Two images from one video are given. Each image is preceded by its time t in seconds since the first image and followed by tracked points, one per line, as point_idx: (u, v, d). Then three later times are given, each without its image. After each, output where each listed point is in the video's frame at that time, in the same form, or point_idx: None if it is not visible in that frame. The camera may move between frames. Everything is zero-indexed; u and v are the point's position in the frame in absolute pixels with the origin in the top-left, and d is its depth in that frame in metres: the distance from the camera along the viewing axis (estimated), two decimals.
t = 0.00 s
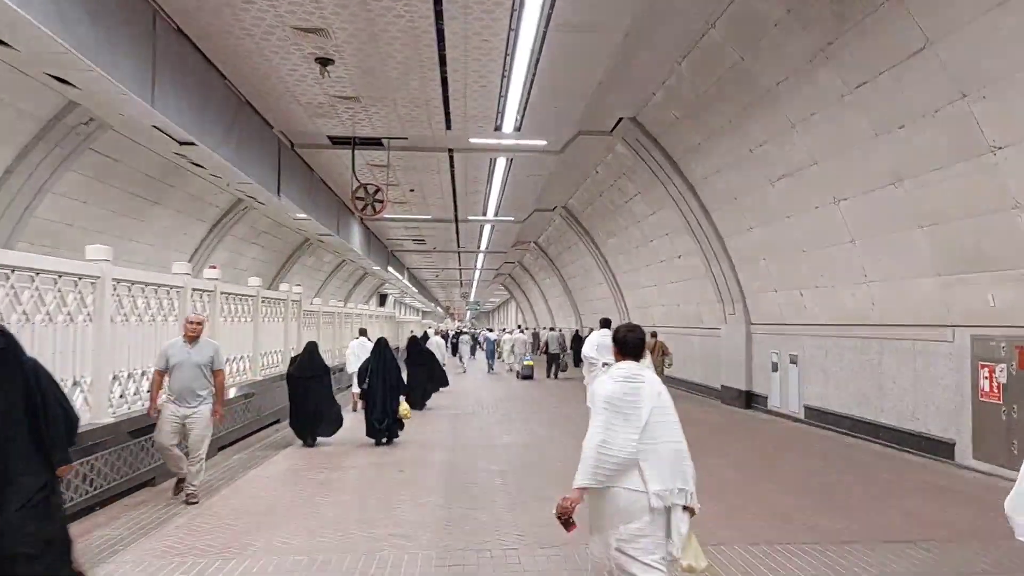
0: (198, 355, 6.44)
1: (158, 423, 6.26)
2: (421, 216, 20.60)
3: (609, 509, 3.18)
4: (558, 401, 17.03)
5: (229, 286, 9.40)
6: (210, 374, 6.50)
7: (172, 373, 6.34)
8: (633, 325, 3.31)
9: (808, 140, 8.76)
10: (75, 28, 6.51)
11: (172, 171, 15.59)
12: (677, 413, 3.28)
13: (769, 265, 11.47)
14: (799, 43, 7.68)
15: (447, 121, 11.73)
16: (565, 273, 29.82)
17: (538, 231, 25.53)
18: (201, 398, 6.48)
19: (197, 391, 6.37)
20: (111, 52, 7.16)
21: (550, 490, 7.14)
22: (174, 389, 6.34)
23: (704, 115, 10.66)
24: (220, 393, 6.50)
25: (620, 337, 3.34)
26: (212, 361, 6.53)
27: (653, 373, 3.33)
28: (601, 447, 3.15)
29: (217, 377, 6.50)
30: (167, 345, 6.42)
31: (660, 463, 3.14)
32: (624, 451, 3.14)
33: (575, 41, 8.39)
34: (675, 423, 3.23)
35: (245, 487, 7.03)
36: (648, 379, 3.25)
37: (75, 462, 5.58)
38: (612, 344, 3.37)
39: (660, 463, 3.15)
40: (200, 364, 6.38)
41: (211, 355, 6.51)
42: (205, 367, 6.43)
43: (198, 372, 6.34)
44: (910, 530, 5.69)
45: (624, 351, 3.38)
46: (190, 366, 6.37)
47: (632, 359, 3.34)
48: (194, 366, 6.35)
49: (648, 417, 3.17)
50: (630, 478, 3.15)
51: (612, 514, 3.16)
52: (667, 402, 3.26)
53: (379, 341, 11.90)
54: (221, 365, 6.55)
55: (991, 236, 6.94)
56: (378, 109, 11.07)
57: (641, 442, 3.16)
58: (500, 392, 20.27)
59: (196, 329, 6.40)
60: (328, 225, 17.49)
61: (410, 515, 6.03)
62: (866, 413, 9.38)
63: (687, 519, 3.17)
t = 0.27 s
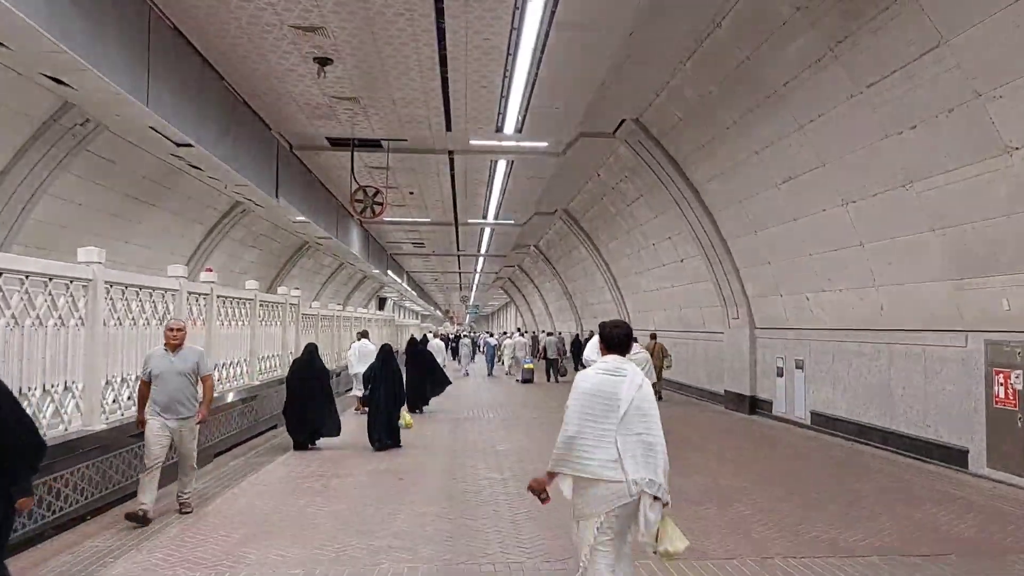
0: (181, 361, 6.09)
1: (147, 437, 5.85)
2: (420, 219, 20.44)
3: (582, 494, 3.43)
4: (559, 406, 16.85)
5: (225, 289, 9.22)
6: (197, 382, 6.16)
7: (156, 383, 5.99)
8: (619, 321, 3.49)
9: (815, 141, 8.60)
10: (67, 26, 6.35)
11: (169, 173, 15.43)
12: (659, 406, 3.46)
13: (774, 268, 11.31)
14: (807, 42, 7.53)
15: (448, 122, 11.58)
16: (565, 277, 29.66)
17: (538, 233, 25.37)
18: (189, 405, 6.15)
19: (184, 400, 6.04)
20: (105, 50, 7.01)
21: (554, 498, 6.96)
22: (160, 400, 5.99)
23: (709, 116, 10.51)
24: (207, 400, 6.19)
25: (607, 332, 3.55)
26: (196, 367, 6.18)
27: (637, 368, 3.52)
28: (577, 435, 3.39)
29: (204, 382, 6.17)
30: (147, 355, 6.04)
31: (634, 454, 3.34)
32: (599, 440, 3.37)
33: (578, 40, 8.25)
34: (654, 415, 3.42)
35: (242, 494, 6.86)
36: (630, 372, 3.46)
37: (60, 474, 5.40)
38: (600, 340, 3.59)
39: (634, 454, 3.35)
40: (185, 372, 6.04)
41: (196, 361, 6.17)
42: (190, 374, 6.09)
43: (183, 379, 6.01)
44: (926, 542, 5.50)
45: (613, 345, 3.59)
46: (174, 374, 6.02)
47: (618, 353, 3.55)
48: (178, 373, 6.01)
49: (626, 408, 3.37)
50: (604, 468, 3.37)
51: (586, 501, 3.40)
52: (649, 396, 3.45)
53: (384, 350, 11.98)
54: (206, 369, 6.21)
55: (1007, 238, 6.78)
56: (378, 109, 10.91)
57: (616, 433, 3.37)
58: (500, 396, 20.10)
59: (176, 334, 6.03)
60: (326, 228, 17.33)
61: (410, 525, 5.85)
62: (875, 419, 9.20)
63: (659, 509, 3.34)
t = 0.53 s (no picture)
0: (155, 362, 5.66)
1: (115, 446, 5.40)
2: (423, 221, 20.29)
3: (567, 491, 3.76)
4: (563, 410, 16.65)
5: (226, 290, 9.05)
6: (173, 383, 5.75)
7: (128, 386, 5.54)
8: (603, 331, 3.85)
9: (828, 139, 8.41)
10: (65, 19, 6.18)
11: (170, 174, 15.28)
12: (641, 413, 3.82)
13: (784, 271, 11.11)
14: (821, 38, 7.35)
15: (452, 121, 11.41)
16: (568, 280, 29.49)
17: (541, 236, 25.21)
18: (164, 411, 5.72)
19: (158, 404, 5.60)
20: (104, 45, 6.84)
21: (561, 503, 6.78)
22: (131, 405, 5.54)
23: (718, 114, 10.33)
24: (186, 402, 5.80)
25: (591, 341, 3.91)
26: (172, 368, 5.77)
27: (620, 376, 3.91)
28: (564, 434, 3.77)
29: (180, 385, 5.77)
30: (117, 356, 5.61)
31: (615, 453, 3.69)
32: (583, 439, 3.74)
33: (587, 36, 8.07)
34: (635, 419, 3.79)
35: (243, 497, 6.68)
36: (613, 380, 3.84)
37: (50, 477, 5.22)
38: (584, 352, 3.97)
39: (616, 452, 3.70)
40: (158, 373, 5.63)
41: (170, 363, 5.75)
42: (165, 376, 5.68)
43: (157, 382, 5.59)
44: (951, 555, 5.29)
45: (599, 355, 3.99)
46: (146, 376, 5.59)
47: (602, 362, 3.94)
48: (152, 375, 5.59)
49: (609, 411, 3.74)
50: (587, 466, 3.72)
51: (570, 495, 3.73)
52: (631, 402, 3.82)
53: (387, 350, 12.33)
54: (182, 371, 5.81)
55: None
56: (381, 109, 10.76)
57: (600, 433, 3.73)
58: (504, 400, 19.91)
59: (149, 333, 5.59)
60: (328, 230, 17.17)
61: (415, 532, 5.67)
62: (889, 425, 9.01)
63: (639, 509, 3.69)
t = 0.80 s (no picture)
0: (131, 373, 5.08)
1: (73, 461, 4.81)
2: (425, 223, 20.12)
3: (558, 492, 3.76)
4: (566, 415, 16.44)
5: (224, 291, 8.87)
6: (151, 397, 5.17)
7: (100, 396, 4.99)
8: (589, 332, 3.94)
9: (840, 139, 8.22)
10: (56, 11, 6.01)
11: (171, 173, 15.13)
12: (625, 411, 3.93)
13: (793, 274, 10.90)
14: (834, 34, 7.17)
15: (455, 121, 11.24)
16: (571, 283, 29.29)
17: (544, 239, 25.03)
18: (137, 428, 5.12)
19: (131, 418, 5.03)
20: (98, 38, 6.67)
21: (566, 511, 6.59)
22: (102, 417, 4.98)
23: (726, 114, 10.15)
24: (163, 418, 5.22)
25: (576, 342, 3.98)
26: (151, 381, 5.19)
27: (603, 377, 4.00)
28: (556, 435, 3.77)
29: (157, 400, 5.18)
30: (93, 363, 5.08)
31: (606, 450, 3.77)
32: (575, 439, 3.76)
33: (593, 33, 7.90)
34: (620, 418, 3.89)
35: (239, 502, 6.49)
36: (599, 380, 3.92)
37: (41, 484, 5.03)
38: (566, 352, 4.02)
39: (606, 450, 3.78)
40: (135, 385, 5.06)
41: (150, 375, 5.19)
42: (142, 388, 5.11)
43: (130, 395, 5.02)
44: (972, 569, 5.08)
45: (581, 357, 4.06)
46: (120, 387, 5.02)
47: (584, 363, 4.02)
48: (126, 386, 5.02)
49: (599, 410, 3.81)
50: (578, 466, 3.75)
51: (563, 495, 3.73)
52: (616, 400, 3.92)
53: (386, 351, 12.25)
54: (161, 386, 5.22)
55: None
56: (383, 107, 10.59)
57: (590, 431, 3.79)
58: (506, 403, 19.71)
59: (126, 340, 5.04)
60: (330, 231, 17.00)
61: (416, 541, 5.48)
62: (902, 431, 8.79)
63: (623, 503, 3.78)
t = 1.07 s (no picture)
0: (101, 370, 4.45)
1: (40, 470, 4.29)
2: (427, 221, 19.92)
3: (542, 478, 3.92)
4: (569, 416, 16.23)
5: (220, 288, 8.64)
6: (122, 397, 4.52)
7: (65, 396, 4.39)
8: (577, 324, 4.11)
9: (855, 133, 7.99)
10: None
11: (169, 169, 14.94)
12: (612, 402, 4.04)
13: (802, 273, 10.68)
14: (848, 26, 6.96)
15: (458, 116, 11.02)
16: (573, 283, 29.09)
17: (546, 238, 24.83)
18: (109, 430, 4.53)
19: (100, 423, 4.42)
20: (89, 25, 6.45)
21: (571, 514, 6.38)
22: (67, 420, 4.38)
23: (734, 109, 9.94)
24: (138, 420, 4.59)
25: (565, 335, 4.16)
26: (125, 378, 4.54)
27: (592, 368, 4.14)
28: (540, 421, 3.94)
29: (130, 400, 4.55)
30: (59, 356, 4.46)
31: (588, 438, 3.89)
32: (558, 426, 3.91)
33: (599, 25, 7.70)
34: (607, 407, 4.00)
35: (233, 503, 6.28)
36: (586, 370, 4.07)
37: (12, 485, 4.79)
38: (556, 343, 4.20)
39: (589, 438, 3.90)
40: (105, 384, 4.42)
41: (122, 371, 4.52)
42: (112, 387, 4.46)
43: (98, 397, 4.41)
44: None
45: (571, 349, 4.23)
46: (87, 386, 4.40)
47: (573, 355, 4.19)
48: (94, 387, 4.40)
49: (583, 398, 3.95)
50: (559, 452, 3.90)
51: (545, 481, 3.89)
52: (603, 391, 4.05)
53: (387, 349, 12.10)
54: (135, 383, 4.57)
55: None
56: (384, 102, 10.38)
57: (574, 419, 3.93)
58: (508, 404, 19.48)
59: (93, 332, 4.38)
60: (330, 228, 16.80)
61: (415, 546, 5.27)
62: (915, 435, 8.56)
63: (607, 489, 3.88)
